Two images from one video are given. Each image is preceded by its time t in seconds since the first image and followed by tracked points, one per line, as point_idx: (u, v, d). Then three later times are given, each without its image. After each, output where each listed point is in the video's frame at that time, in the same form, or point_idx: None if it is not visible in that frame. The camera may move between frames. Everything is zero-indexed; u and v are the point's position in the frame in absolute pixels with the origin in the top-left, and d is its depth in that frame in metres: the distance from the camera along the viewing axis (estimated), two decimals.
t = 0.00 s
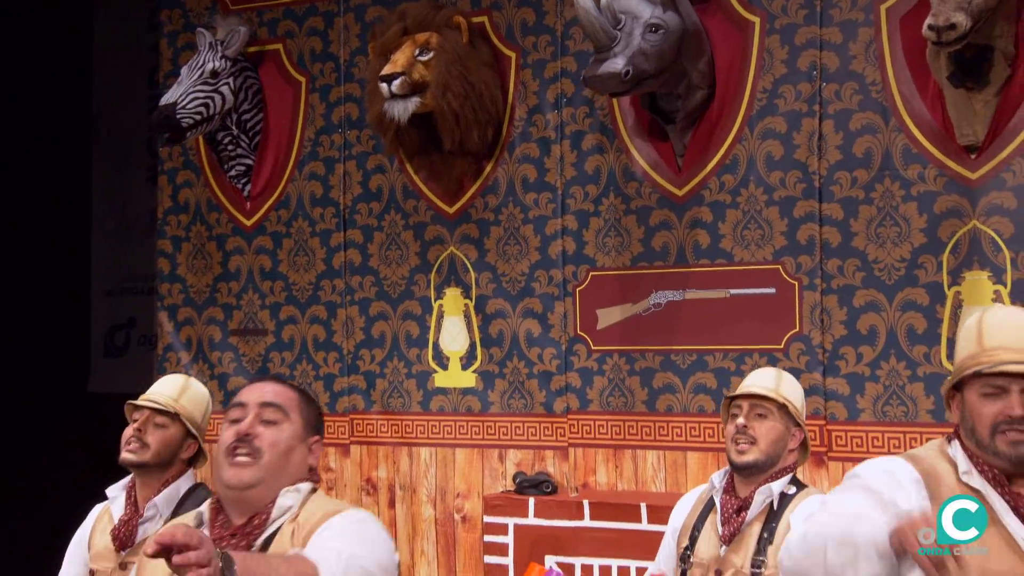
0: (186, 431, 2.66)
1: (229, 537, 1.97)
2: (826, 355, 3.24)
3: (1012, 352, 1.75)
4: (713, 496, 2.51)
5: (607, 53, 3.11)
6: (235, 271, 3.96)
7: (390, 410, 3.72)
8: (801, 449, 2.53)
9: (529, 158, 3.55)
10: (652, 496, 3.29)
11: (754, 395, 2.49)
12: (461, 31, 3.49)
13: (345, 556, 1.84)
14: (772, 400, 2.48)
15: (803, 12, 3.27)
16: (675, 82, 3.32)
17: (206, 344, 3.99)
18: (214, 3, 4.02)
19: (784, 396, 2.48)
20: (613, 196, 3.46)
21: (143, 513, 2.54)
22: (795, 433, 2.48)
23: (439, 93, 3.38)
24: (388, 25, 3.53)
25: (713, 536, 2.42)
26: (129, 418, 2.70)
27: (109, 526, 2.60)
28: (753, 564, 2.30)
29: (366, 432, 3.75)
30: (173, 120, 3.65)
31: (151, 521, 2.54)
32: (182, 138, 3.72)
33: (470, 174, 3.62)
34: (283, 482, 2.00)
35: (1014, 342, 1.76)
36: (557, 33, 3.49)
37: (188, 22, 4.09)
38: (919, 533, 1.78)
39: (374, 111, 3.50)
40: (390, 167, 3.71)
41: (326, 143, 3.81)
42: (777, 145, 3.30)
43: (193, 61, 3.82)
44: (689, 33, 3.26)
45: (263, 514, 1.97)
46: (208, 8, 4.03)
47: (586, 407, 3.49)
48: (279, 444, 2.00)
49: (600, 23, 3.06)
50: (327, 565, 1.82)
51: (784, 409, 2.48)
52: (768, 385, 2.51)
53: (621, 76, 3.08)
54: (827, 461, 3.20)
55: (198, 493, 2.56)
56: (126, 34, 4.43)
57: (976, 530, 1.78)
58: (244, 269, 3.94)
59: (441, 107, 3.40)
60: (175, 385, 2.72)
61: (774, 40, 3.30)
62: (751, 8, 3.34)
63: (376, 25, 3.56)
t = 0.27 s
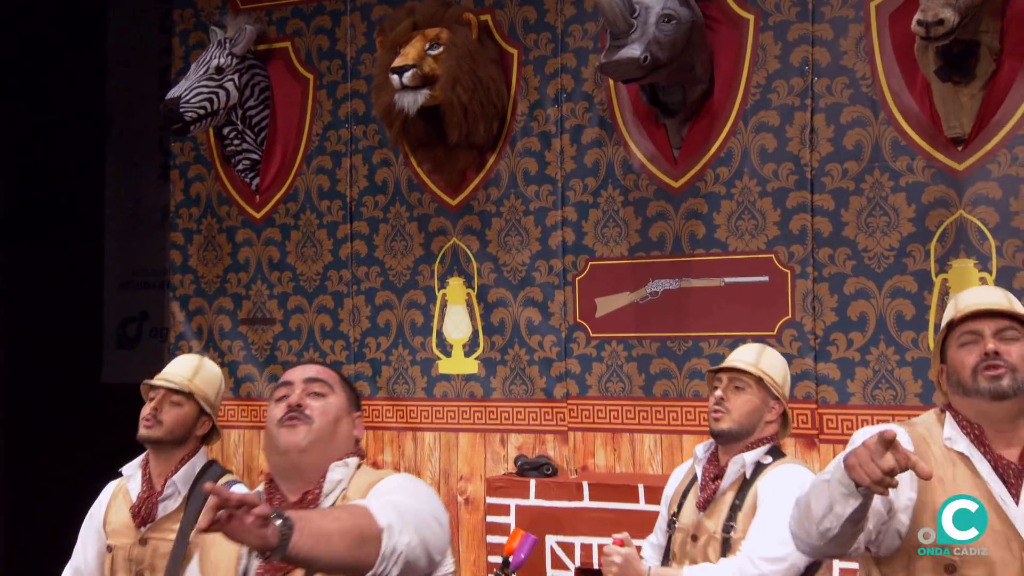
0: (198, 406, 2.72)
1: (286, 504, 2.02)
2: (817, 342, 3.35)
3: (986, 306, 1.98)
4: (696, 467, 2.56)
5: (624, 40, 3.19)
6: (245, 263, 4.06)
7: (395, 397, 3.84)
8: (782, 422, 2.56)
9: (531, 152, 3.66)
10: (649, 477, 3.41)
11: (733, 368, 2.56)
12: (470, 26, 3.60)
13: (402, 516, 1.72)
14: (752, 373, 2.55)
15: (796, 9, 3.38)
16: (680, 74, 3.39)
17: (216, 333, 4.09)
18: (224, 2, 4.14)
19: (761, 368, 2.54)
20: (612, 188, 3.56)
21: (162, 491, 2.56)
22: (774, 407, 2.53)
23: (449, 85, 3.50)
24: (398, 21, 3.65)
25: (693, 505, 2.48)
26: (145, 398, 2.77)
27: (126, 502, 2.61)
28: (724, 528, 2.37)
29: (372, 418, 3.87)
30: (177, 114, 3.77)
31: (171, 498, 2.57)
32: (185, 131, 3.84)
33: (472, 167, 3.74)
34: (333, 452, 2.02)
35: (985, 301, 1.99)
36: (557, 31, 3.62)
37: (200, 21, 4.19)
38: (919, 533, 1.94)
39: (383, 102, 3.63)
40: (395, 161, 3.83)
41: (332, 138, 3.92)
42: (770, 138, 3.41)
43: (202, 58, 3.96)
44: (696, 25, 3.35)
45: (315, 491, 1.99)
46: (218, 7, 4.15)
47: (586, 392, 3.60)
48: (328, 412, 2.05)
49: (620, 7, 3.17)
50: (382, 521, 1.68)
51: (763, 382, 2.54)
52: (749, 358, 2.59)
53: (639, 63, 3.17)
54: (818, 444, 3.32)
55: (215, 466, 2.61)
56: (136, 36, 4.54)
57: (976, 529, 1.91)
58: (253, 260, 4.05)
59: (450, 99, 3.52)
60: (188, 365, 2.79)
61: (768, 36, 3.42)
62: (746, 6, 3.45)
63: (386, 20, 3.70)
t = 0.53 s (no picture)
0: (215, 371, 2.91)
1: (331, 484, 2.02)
2: (807, 328, 3.47)
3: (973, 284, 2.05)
4: (667, 450, 2.71)
5: (634, 36, 3.29)
6: (255, 253, 4.26)
7: (400, 382, 4.01)
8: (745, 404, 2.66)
9: (530, 146, 3.82)
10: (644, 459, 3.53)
11: (698, 355, 2.70)
12: (474, 24, 3.74)
13: (449, 474, 1.76)
14: (714, 360, 2.68)
15: (786, 7, 3.52)
16: (679, 69, 3.49)
17: (227, 322, 4.29)
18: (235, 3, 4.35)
19: (722, 355, 2.67)
20: (609, 181, 3.70)
21: (187, 451, 2.76)
22: (736, 391, 2.64)
23: (456, 81, 3.63)
24: (404, 20, 3.80)
25: (666, 487, 2.60)
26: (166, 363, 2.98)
27: (151, 466, 2.82)
28: (692, 506, 2.45)
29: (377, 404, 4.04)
30: (183, 110, 3.98)
31: (195, 458, 2.77)
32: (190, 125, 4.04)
33: (474, 161, 3.90)
34: (374, 432, 2.04)
35: (975, 278, 2.07)
36: (555, 29, 3.78)
37: (211, 21, 4.45)
38: (920, 533, 2.01)
39: (389, 99, 3.75)
40: (399, 155, 4.01)
41: (338, 133, 4.11)
42: (762, 131, 3.54)
43: (209, 56, 4.15)
44: (697, 22, 3.47)
45: (360, 466, 2.00)
46: (228, 7, 4.38)
47: (584, 378, 3.73)
48: (365, 392, 2.05)
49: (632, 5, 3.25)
50: (432, 477, 1.73)
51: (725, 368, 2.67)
52: (712, 347, 2.72)
53: (650, 58, 3.28)
54: (808, 426, 3.44)
55: (235, 426, 2.82)
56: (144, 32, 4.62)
57: (976, 529, 1.95)
58: (263, 251, 4.25)
59: (456, 95, 3.64)
60: (205, 331, 2.99)
61: (759, 33, 3.55)
62: (738, 4, 3.60)
63: (391, 19, 3.85)
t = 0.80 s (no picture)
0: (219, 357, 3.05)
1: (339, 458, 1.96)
2: (798, 315, 3.59)
3: (913, 266, 1.80)
4: (659, 428, 2.80)
5: (638, 33, 3.42)
6: (262, 246, 4.40)
7: (403, 370, 4.15)
8: (733, 381, 2.80)
9: (530, 140, 3.93)
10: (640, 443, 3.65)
11: (685, 334, 2.86)
12: (477, 22, 3.87)
13: (461, 439, 1.80)
14: (700, 338, 2.84)
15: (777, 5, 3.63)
16: (677, 65, 3.61)
17: (235, 312, 4.42)
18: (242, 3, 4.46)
19: (707, 332, 2.83)
20: (606, 174, 3.82)
21: (199, 442, 2.86)
22: (721, 367, 2.78)
23: (459, 76, 3.78)
24: (408, 18, 3.93)
25: (657, 462, 2.69)
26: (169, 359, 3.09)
27: (164, 457, 2.92)
28: (682, 478, 2.53)
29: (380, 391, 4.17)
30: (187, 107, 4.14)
31: (207, 448, 2.87)
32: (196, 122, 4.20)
33: (477, 156, 4.01)
34: (380, 408, 2.01)
35: (918, 258, 1.81)
36: (554, 27, 3.89)
37: (218, 20, 4.53)
38: (918, 533, 1.74)
39: (394, 94, 3.89)
40: (403, 150, 4.13)
41: (342, 129, 4.24)
42: (754, 126, 3.65)
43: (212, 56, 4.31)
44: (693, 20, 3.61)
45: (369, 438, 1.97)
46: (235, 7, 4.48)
47: (582, 365, 3.85)
48: (371, 370, 2.00)
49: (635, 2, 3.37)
50: (445, 442, 1.76)
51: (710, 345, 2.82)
52: (698, 325, 2.88)
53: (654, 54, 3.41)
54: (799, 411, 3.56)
55: (241, 412, 2.91)
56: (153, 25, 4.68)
57: (976, 529, 1.71)
58: (270, 243, 4.38)
59: (459, 89, 3.79)
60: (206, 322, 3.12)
61: (752, 31, 3.66)
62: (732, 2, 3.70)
63: (395, 18, 3.98)
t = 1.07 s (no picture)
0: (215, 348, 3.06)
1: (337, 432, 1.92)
2: (788, 304, 3.71)
3: (849, 255, 1.78)
4: (659, 409, 2.96)
5: (635, 29, 3.52)
6: (270, 240, 4.61)
7: (406, 358, 4.35)
8: (728, 363, 2.93)
9: (529, 136, 4.09)
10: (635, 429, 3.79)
11: (682, 318, 2.97)
12: (478, 21, 4.01)
13: (452, 414, 1.76)
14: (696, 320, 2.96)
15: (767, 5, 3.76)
16: (672, 63, 3.72)
17: (243, 304, 4.66)
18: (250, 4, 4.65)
19: (703, 313, 2.96)
20: (603, 169, 3.96)
21: (201, 431, 2.91)
22: (717, 348, 2.91)
23: (461, 73, 3.92)
24: (410, 17, 4.08)
25: (657, 442, 2.81)
26: (165, 365, 3.00)
27: (163, 447, 2.95)
28: (680, 458, 2.64)
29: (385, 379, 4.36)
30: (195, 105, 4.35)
31: (208, 437, 2.91)
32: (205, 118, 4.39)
33: (478, 150, 4.17)
34: (380, 383, 1.98)
35: (855, 246, 1.79)
36: (551, 27, 4.05)
37: (228, 20, 4.73)
38: (919, 533, 1.72)
39: (398, 90, 4.03)
40: (406, 146, 4.31)
41: (348, 126, 4.44)
42: (745, 122, 3.77)
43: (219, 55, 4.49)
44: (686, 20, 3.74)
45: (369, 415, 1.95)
46: (244, 8, 4.67)
47: (579, 352, 3.99)
48: (369, 348, 1.96)
49: None
50: (435, 416, 1.73)
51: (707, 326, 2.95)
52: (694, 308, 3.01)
53: (651, 49, 3.51)
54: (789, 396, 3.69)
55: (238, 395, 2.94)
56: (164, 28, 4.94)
57: (976, 529, 1.72)
58: (277, 236, 4.59)
59: (460, 85, 3.93)
60: (194, 317, 3.10)
61: (743, 29, 3.79)
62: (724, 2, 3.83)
63: (398, 18, 4.14)
